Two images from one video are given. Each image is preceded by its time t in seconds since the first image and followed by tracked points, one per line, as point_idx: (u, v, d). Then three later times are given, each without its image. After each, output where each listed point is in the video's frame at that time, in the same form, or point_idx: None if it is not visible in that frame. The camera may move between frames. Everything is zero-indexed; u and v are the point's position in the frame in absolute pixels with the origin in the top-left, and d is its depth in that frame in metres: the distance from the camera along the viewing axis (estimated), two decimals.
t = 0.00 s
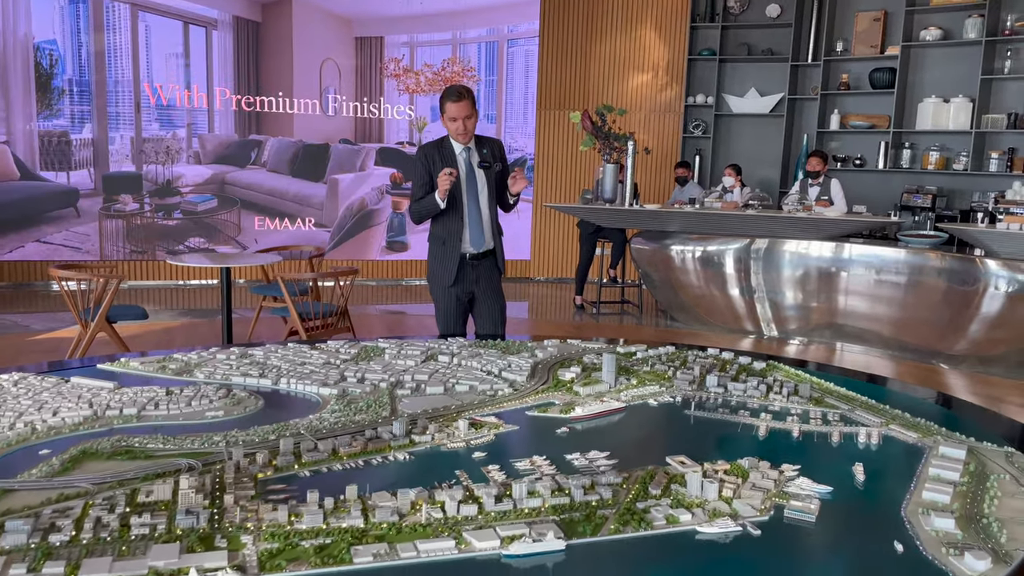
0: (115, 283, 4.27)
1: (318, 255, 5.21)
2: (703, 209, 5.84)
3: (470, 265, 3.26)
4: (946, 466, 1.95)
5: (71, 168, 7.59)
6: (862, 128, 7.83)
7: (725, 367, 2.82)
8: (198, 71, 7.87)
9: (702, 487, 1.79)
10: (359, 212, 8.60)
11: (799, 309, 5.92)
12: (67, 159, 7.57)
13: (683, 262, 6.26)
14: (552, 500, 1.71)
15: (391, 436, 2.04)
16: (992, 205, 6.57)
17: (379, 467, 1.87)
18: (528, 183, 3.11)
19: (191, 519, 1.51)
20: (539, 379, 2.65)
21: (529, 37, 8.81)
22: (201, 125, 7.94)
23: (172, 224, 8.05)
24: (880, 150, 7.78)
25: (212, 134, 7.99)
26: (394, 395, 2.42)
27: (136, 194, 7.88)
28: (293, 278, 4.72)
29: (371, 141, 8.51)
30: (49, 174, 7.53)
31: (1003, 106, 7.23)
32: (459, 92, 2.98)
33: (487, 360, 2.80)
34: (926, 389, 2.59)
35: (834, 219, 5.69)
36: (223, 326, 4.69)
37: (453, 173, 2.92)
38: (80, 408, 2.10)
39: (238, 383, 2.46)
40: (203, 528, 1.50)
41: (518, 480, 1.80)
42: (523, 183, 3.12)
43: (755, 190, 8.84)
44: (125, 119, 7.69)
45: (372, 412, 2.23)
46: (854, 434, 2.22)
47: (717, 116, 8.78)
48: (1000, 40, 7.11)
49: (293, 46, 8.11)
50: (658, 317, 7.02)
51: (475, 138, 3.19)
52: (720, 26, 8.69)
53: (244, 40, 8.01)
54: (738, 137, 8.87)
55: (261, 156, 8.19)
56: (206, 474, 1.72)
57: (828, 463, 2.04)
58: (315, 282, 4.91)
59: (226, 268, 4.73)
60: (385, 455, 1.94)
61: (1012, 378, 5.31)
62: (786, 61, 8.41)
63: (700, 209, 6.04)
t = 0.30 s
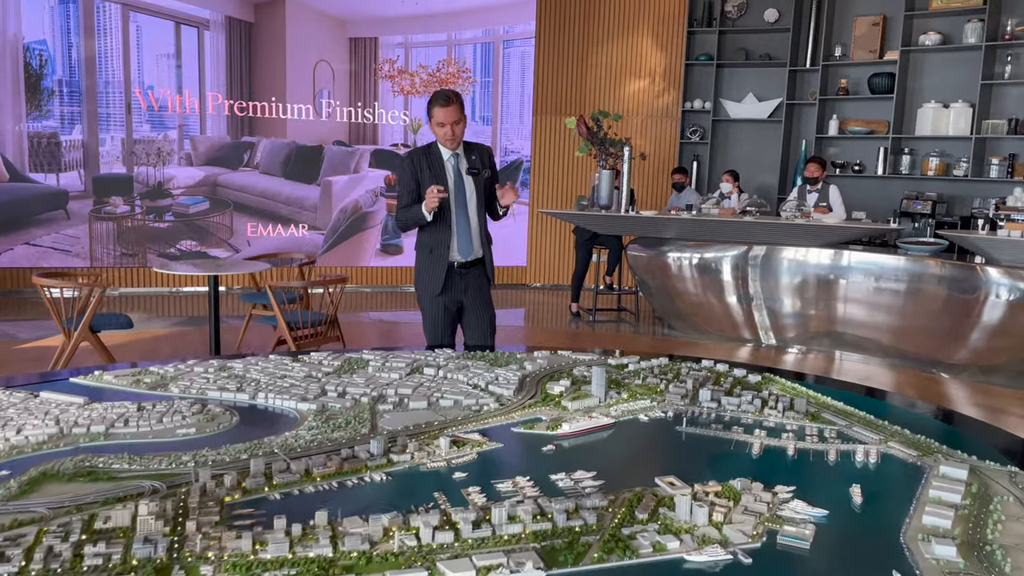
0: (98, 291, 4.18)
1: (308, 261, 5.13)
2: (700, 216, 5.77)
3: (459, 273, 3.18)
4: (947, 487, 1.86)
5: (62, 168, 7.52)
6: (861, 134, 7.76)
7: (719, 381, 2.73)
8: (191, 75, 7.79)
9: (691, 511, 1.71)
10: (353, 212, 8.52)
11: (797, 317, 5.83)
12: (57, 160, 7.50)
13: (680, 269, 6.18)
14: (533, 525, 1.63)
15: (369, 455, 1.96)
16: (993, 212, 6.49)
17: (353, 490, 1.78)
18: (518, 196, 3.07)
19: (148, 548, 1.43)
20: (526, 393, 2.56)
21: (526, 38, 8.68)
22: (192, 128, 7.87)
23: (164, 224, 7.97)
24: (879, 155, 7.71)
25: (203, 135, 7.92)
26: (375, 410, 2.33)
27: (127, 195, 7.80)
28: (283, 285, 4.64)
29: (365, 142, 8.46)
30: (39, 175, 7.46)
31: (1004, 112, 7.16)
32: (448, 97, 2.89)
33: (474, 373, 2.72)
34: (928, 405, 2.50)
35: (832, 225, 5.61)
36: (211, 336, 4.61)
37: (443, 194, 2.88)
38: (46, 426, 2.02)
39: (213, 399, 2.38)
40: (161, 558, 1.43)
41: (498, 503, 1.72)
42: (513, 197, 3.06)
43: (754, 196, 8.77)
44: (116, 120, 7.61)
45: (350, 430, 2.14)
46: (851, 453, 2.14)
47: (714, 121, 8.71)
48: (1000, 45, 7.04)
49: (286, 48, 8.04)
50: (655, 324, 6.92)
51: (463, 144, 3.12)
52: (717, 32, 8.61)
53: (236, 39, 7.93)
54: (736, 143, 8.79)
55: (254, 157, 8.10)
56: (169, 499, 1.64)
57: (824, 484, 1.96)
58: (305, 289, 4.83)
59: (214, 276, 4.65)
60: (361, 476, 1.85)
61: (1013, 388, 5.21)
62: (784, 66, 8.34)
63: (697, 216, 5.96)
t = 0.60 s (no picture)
0: (78, 300, 4.12)
1: (296, 270, 5.07)
2: (695, 224, 5.70)
3: (442, 282, 3.16)
4: (940, 509, 1.79)
5: (49, 170, 7.46)
6: (857, 141, 7.70)
7: (707, 395, 2.65)
8: (181, 80, 7.74)
9: (670, 535, 1.63)
10: (345, 217, 8.44)
11: (792, 326, 5.76)
12: (45, 162, 7.44)
13: (674, 277, 6.10)
14: (504, 551, 1.55)
15: (338, 474, 1.88)
16: (991, 220, 6.42)
17: (319, 512, 1.71)
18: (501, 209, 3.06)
19: None
20: (508, 407, 2.48)
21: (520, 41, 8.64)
22: (183, 133, 7.81)
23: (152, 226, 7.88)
24: (876, 162, 7.64)
25: (193, 137, 7.85)
26: (349, 426, 2.25)
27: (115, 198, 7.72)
28: (269, 294, 4.57)
29: (357, 145, 8.38)
30: (26, 178, 7.41)
31: (1002, 118, 7.10)
32: (431, 102, 2.84)
33: (455, 385, 2.64)
34: (920, 420, 2.42)
35: (828, 233, 5.54)
36: (195, 345, 4.54)
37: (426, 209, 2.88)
38: (4, 442, 1.95)
39: (182, 414, 2.30)
40: None
41: (468, 526, 1.64)
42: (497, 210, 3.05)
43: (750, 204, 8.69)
44: (104, 122, 7.54)
45: (321, 447, 2.06)
46: (841, 472, 2.06)
47: (710, 127, 8.67)
48: (998, 51, 6.98)
49: (278, 53, 7.99)
50: (649, 333, 6.84)
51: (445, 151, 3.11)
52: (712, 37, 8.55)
53: (227, 42, 7.88)
54: (732, 149, 8.74)
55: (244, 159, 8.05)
56: (121, 523, 1.56)
57: (811, 505, 1.88)
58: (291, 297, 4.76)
59: (199, 284, 4.58)
60: (328, 497, 1.78)
61: (1012, 400, 5.12)
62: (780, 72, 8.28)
63: (692, 223, 5.88)
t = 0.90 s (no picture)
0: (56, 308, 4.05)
1: (282, 278, 5.01)
2: (688, 231, 5.63)
3: (421, 291, 3.13)
4: (926, 530, 1.71)
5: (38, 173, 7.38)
6: (854, 147, 7.63)
7: (691, 408, 2.58)
8: (171, 85, 7.71)
9: (641, 560, 1.56)
10: (337, 220, 8.41)
11: (787, 335, 5.68)
12: (33, 164, 7.36)
13: (668, 285, 6.03)
14: None
15: (299, 493, 1.80)
16: (989, 227, 6.35)
17: (274, 534, 1.63)
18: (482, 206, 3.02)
19: None
20: (484, 420, 2.40)
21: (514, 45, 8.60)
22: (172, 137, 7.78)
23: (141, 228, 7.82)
24: (873, 169, 7.58)
25: (183, 140, 7.82)
26: (317, 440, 2.17)
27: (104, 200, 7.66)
28: (253, 302, 4.51)
29: (350, 149, 8.33)
30: (15, 181, 7.32)
31: (999, 125, 7.04)
32: (407, 103, 2.81)
33: (432, 398, 2.56)
34: (910, 434, 2.34)
35: (823, 240, 5.47)
36: (178, 355, 4.47)
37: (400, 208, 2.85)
38: None
39: (145, 429, 2.23)
40: None
41: (430, 549, 1.57)
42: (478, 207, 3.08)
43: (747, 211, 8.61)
44: (93, 125, 7.48)
45: (285, 463, 1.98)
46: (826, 490, 1.98)
47: (706, 134, 8.59)
48: (996, 57, 6.93)
49: (270, 58, 7.94)
50: (643, 341, 6.76)
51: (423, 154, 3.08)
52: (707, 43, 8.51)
53: (218, 44, 7.84)
54: (728, 156, 8.67)
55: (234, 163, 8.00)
56: (62, 548, 1.49)
57: (792, 525, 1.80)
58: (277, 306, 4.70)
59: (182, 291, 4.52)
60: (286, 517, 1.70)
61: (1010, 410, 5.04)
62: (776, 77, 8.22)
63: (685, 230, 5.82)
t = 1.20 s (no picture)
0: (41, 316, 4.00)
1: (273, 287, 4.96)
2: (686, 239, 5.57)
3: (406, 301, 3.09)
4: (917, 558, 1.63)
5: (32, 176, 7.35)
6: (855, 155, 7.56)
7: (680, 423, 2.50)
8: (167, 91, 7.67)
9: None
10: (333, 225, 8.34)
11: (786, 345, 5.60)
12: (27, 168, 7.33)
13: (666, 294, 5.95)
14: None
15: (264, 514, 1.73)
16: (992, 236, 6.26)
17: (234, 560, 1.56)
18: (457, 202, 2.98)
19: None
20: (465, 437, 2.33)
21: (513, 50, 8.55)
22: (167, 143, 7.72)
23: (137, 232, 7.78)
24: (874, 177, 7.50)
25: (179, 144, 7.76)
26: (290, 458, 2.10)
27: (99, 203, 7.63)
28: (242, 311, 4.46)
29: (346, 153, 8.30)
30: (9, 184, 7.30)
31: (1003, 132, 6.95)
32: (394, 106, 2.79)
33: (413, 413, 2.48)
34: (905, 453, 2.25)
35: (823, 249, 5.39)
36: (166, 364, 4.40)
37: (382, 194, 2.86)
38: None
39: (114, 445, 2.17)
40: None
41: None
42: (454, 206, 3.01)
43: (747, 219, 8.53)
44: (88, 128, 7.45)
45: (252, 483, 1.91)
46: (815, 512, 1.90)
47: (705, 141, 8.53)
48: (999, 64, 6.85)
49: (267, 64, 7.91)
50: (642, 351, 6.68)
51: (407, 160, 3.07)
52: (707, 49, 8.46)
53: (214, 47, 7.78)
54: (729, 164, 8.60)
55: (230, 168, 7.95)
56: None
57: (778, 550, 1.73)
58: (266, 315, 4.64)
59: (171, 300, 4.47)
60: (248, 542, 1.63)
61: (1013, 423, 4.93)
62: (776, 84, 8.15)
63: (683, 239, 5.75)
